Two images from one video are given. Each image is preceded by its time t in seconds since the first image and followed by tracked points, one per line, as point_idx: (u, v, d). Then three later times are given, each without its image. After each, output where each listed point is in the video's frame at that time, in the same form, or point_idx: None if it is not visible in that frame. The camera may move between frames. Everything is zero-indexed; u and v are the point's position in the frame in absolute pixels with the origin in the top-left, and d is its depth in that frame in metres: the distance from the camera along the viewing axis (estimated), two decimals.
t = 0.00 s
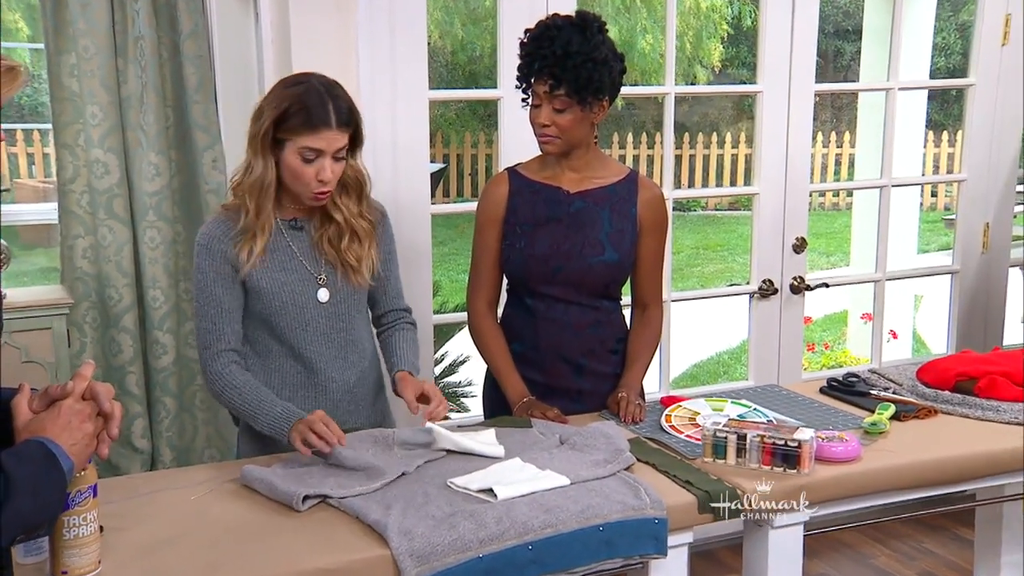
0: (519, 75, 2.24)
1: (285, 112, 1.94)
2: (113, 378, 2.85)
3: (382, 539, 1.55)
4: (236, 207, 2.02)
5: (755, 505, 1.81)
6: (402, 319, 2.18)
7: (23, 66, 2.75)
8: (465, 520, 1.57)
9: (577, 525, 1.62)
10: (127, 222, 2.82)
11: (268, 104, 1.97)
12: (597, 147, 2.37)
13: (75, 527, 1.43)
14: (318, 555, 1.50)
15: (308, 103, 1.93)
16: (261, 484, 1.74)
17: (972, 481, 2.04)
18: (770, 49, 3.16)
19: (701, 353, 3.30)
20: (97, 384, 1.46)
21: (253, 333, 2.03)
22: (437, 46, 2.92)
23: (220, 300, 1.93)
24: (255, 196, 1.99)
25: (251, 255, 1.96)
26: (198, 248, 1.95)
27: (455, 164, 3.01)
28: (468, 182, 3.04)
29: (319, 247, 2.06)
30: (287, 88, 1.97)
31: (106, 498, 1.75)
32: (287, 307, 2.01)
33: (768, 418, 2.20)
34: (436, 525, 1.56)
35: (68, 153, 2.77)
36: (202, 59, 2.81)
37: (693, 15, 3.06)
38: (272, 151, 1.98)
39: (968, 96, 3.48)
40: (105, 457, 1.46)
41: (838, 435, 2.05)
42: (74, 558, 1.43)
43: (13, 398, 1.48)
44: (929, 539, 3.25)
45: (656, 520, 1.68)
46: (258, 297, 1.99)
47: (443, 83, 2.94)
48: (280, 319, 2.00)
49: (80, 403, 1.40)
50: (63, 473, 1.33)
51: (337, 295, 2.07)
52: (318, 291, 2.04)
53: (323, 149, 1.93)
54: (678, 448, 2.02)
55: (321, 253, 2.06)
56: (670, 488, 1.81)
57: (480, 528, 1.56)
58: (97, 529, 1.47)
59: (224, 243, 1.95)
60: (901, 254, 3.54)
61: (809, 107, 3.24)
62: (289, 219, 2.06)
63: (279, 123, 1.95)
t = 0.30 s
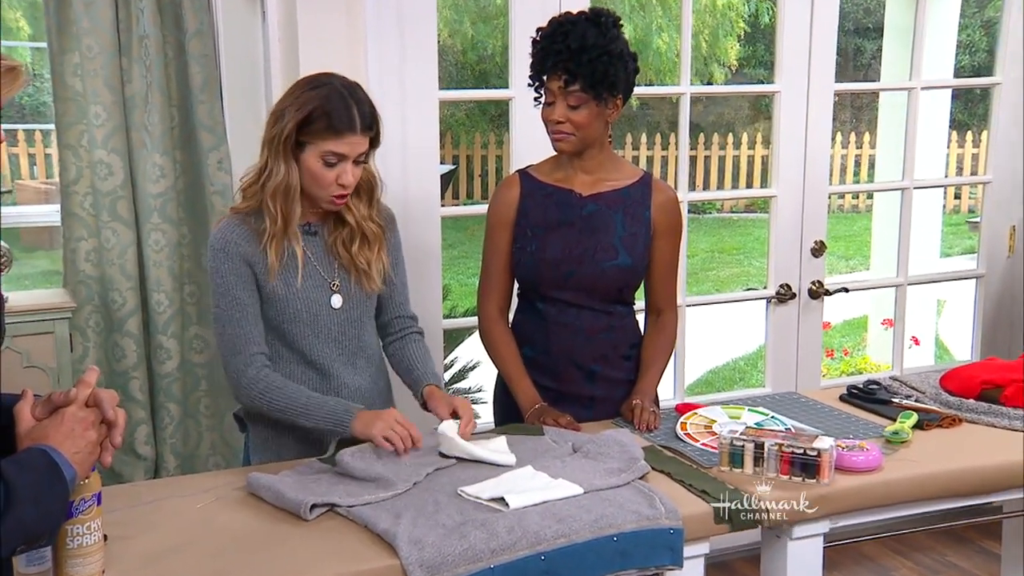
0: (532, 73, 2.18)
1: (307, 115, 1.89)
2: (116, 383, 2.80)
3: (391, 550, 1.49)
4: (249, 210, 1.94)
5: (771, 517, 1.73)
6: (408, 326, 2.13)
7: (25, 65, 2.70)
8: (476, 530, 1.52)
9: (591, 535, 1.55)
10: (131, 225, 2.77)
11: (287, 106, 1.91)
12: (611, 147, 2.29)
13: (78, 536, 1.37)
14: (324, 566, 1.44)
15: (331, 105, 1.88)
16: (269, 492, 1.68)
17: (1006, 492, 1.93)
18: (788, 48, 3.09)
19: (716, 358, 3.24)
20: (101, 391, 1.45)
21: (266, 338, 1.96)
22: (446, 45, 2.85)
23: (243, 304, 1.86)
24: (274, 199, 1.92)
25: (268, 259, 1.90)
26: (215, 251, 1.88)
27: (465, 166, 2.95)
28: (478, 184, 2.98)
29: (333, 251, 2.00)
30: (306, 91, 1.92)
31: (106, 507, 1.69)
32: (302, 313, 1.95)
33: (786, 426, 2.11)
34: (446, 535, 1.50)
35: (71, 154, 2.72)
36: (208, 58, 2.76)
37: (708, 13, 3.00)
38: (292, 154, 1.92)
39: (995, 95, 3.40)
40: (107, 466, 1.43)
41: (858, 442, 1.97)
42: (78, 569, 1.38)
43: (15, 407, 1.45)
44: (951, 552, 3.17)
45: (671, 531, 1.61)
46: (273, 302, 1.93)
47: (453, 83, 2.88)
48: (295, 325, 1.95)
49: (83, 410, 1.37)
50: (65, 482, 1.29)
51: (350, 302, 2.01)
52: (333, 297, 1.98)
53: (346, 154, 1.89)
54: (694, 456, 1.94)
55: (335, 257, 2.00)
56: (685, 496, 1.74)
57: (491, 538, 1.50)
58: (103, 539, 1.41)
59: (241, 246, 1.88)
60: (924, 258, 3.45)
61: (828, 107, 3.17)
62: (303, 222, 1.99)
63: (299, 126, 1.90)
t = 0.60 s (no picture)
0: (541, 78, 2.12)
1: (314, 116, 1.82)
2: (116, 389, 2.74)
3: (398, 562, 1.43)
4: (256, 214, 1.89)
5: (790, 527, 1.64)
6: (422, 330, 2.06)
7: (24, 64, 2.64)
8: (485, 541, 1.45)
9: (605, 546, 1.49)
10: (133, 228, 2.71)
11: (295, 108, 1.85)
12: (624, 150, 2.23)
13: (79, 546, 1.33)
14: None
15: (339, 105, 1.82)
16: (274, 501, 1.61)
17: None
18: (805, 47, 3.02)
19: (731, 366, 3.16)
20: (104, 399, 1.42)
21: (269, 343, 1.90)
22: (454, 44, 2.79)
23: (238, 309, 1.79)
24: (280, 204, 1.85)
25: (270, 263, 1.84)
26: (217, 255, 1.82)
27: (473, 167, 2.88)
28: (487, 186, 2.91)
29: (341, 255, 1.94)
30: (313, 91, 1.85)
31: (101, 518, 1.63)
32: (308, 319, 1.88)
33: (805, 436, 2.00)
34: (455, 546, 1.44)
35: (72, 155, 2.66)
36: (211, 57, 2.70)
37: (723, 11, 2.94)
38: (301, 157, 1.85)
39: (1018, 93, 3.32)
40: (107, 476, 1.39)
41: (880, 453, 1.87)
42: None
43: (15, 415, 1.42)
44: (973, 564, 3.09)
45: (686, 543, 1.53)
46: (278, 307, 1.86)
47: (461, 83, 2.82)
48: (300, 330, 1.88)
49: (86, 418, 1.33)
50: (67, 491, 1.25)
51: (358, 307, 1.94)
52: (340, 303, 1.91)
53: (355, 155, 1.83)
54: (707, 466, 1.85)
55: (343, 261, 1.94)
56: (699, 508, 1.67)
57: (502, 549, 1.43)
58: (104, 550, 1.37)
59: (243, 249, 1.82)
60: (946, 262, 3.37)
61: (847, 107, 3.10)
62: (310, 225, 1.93)
63: (307, 127, 1.83)
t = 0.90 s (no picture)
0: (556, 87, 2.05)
1: (319, 110, 1.76)
2: (117, 397, 2.68)
3: None
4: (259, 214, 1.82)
5: (809, 539, 1.55)
6: (427, 335, 1.99)
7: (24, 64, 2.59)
8: (495, 553, 1.38)
9: (619, 560, 1.41)
10: (135, 232, 2.65)
11: (299, 103, 1.79)
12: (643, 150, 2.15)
13: (81, 558, 1.28)
14: None
15: (344, 98, 1.76)
16: (278, 512, 1.55)
17: None
18: (824, 46, 2.95)
19: (747, 374, 3.10)
20: (106, 406, 1.36)
21: (274, 347, 1.82)
22: (463, 43, 2.72)
23: (244, 311, 1.71)
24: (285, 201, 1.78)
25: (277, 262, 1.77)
26: (221, 255, 1.74)
27: (482, 169, 2.81)
28: (496, 188, 2.84)
29: (348, 257, 1.87)
30: (318, 86, 1.79)
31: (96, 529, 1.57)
32: (316, 322, 1.81)
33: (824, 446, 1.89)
34: (464, 559, 1.37)
35: (72, 157, 2.60)
36: (215, 57, 2.64)
37: (739, 8, 2.87)
38: (306, 153, 1.79)
39: None
40: (110, 485, 1.32)
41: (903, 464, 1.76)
42: None
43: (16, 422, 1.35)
44: None
45: (702, 556, 1.46)
46: (285, 310, 1.79)
47: (471, 83, 2.75)
48: (307, 333, 1.80)
49: (87, 426, 1.28)
50: (68, 503, 1.20)
51: (366, 309, 1.86)
52: (350, 303, 1.84)
53: (362, 149, 1.76)
54: (726, 477, 1.77)
55: (350, 263, 1.86)
56: (717, 520, 1.59)
57: (513, 562, 1.36)
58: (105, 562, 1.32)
59: (248, 248, 1.75)
60: (970, 268, 3.28)
61: (868, 107, 3.02)
62: (315, 225, 1.86)
63: (312, 122, 1.77)
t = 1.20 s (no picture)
0: (573, 89, 1.98)
1: (334, 115, 1.70)
2: (117, 403, 2.61)
3: None
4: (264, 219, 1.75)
5: (829, 552, 1.47)
6: (426, 348, 1.92)
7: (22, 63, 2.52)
8: (504, 566, 1.32)
9: (633, 573, 1.34)
10: (136, 234, 2.59)
11: (313, 106, 1.73)
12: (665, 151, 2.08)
13: (80, 570, 1.27)
14: None
15: (358, 104, 1.70)
16: (283, 522, 1.48)
17: None
18: (843, 44, 2.87)
19: (762, 381, 3.02)
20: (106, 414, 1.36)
21: (273, 356, 1.76)
22: (472, 41, 2.65)
23: (240, 320, 1.66)
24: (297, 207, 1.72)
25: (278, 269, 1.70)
26: (220, 260, 1.68)
27: (491, 171, 2.74)
28: (505, 191, 2.76)
29: (351, 266, 1.79)
30: (333, 91, 1.73)
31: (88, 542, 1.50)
32: (316, 329, 1.73)
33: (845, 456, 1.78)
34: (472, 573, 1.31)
35: (72, 158, 2.54)
36: (218, 56, 2.58)
37: (756, 6, 2.80)
38: (319, 159, 1.72)
39: None
40: (111, 493, 1.32)
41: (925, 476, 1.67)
42: None
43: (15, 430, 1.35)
44: None
45: (718, 569, 1.38)
46: (284, 317, 1.72)
47: (479, 83, 2.68)
48: (306, 341, 1.73)
49: (87, 434, 1.30)
50: (68, 512, 1.22)
51: (370, 318, 1.79)
52: (351, 312, 1.76)
53: (376, 156, 1.70)
54: (742, 487, 1.68)
55: (353, 272, 1.79)
56: (732, 531, 1.52)
57: None
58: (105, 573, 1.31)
59: (247, 254, 1.69)
60: (997, 271, 3.18)
61: (888, 107, 2.95)
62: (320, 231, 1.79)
63: (326, 127, 1.71)
